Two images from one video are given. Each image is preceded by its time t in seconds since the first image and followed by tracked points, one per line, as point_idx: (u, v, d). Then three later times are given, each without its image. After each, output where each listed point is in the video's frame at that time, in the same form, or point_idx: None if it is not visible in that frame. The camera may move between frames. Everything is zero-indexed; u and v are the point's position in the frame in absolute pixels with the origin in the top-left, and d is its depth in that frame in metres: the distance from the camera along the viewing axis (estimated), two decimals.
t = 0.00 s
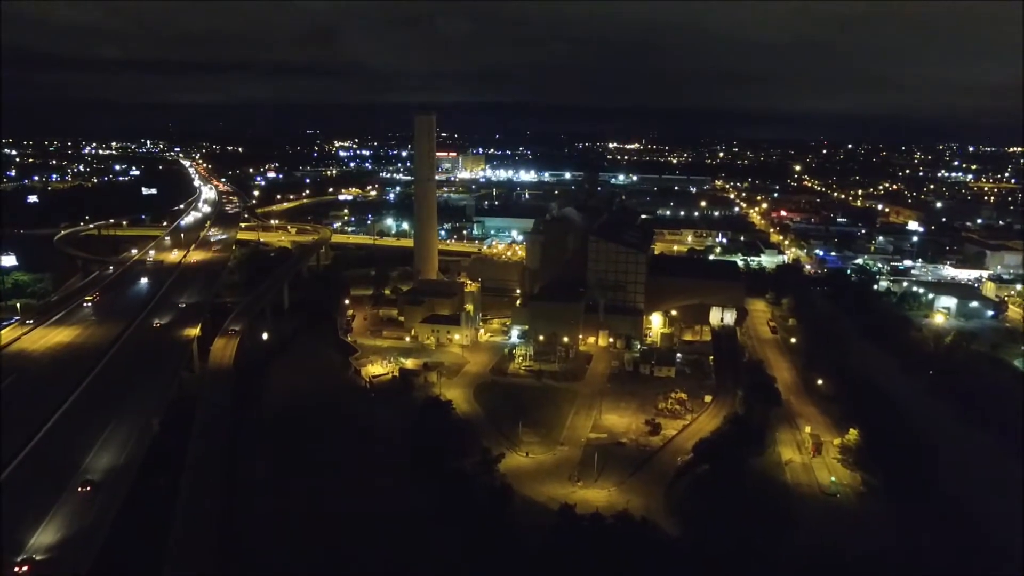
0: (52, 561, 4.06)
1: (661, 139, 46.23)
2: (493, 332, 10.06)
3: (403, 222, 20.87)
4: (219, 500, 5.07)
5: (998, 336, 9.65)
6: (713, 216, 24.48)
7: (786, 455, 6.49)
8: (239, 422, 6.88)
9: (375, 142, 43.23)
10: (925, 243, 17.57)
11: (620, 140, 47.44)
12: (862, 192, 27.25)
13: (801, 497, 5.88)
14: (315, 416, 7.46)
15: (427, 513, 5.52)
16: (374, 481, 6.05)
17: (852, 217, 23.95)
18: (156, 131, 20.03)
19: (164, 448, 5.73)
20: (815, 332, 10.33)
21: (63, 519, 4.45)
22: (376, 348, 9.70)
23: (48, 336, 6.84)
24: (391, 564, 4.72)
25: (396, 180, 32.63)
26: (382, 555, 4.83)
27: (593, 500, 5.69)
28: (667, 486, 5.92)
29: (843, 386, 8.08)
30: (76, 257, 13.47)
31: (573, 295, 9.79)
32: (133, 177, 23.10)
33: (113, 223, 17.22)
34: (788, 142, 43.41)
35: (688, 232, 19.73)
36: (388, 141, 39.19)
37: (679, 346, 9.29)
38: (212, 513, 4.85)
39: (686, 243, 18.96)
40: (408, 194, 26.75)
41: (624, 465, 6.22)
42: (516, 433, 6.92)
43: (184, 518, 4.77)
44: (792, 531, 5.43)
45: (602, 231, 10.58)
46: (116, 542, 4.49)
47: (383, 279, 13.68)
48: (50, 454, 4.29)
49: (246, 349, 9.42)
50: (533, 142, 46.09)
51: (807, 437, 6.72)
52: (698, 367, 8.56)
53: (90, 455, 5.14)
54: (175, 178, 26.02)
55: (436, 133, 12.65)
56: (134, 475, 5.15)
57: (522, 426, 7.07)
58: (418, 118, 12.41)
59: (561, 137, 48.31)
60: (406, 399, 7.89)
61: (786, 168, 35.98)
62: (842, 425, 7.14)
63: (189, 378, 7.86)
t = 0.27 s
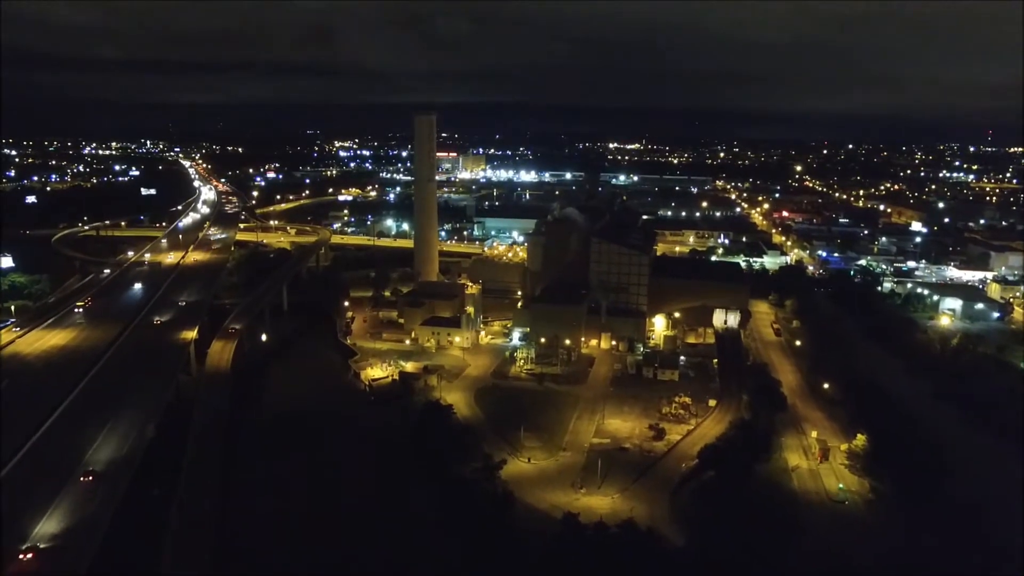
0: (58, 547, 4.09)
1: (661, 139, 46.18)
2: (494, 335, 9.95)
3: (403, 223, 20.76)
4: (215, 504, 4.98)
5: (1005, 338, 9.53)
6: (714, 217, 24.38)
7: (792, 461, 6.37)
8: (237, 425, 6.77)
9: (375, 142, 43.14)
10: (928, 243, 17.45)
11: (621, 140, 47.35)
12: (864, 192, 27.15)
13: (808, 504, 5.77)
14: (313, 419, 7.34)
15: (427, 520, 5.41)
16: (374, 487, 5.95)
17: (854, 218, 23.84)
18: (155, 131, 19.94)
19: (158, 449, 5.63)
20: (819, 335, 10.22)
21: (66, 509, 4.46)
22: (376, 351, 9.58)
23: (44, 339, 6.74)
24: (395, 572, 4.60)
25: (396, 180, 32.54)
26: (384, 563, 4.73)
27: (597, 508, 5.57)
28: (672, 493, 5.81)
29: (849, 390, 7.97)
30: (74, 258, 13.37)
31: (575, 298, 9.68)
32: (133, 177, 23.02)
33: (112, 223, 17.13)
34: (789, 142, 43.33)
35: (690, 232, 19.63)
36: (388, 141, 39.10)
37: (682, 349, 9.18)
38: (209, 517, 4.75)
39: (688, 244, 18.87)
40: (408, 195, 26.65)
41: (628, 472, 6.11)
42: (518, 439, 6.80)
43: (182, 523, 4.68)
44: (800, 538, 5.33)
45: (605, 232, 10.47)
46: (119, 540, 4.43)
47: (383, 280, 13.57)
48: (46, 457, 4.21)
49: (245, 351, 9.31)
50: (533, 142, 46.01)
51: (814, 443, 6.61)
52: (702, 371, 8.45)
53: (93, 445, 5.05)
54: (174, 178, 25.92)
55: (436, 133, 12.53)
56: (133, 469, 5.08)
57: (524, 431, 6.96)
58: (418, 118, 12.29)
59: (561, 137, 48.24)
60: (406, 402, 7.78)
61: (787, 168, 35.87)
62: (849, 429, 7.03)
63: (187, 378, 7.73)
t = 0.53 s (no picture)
0: (58, 539, 4.51)
1: (662, 139, 46.08)
2: (495, 337, 9.83)
3: (403, 224, 20.65)
4: (208, 514, 4.98)
5: (1012, 340, 9.40)
6: (716, 217, 24.27)
7: (799, 467, 6.25)
8: (232, 432, 6.67)
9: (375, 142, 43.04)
10: (931, 243, 17.33)
11: (621, 141, 47.25)
12: (866, 192, 27.04)
13: (815, 511, 5.65)
14: (311, 424, 7.23)
15: (425, 530, 5.31)
16: (370, 496, 5.82)
17: (856, 218, 23.73)
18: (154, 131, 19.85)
19: (145, 461, 5.63)
20: (823, 337, 10.11)
21: (71, 498, 4.89)
22: (375, 354, 9.45)
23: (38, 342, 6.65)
24: None
25: (396, 181, 32.46)
26: None
27: (600, 516, 5.46)
28: (677, 501, 5.69)
29: (856, 394, 7.84)
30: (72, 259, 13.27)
31: (577, 300, 9.56)
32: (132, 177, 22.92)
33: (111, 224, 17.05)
34: (790, 142, 43.23)
35: (691, 233, 19.52)
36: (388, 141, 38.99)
37: (685, 351, 9.06)
38: (202, 530, 4.77)
39: (689, 245, 18.76)
40: (408, 195, 26.53)
41: (632, 478, 5.99)
42: (520, 444, 6.68)
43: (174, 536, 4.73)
44: (807, 545, 5.22)
45: (607, 233, 10.35)
46: (115, 535, 4.77)
47: (383, 282, 13.45)
48: (38, 465, 4.17)
49: (242, 354, 9.20)
50: (533, 142, 45.91)
51: (820, 448, 6.49)
52: (706, 374, 8.34)
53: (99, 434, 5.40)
54: (173, 179, 25.80)
55: (436, 133, 12.40)
56: (133, 462, 5.40)
57: (525, 436, 6.85)
58: (418, 118, 12.16)
59: (561, 137, 48.15)
60: (406, 406, 7.66)
61: (788, 168, 35.76)
62: (855, 434, 6.92)
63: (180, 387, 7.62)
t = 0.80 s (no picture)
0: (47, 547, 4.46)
1: (662, 139, 45.99)
2: (495, 340, 9.72)
3: (403, 224, 20.55)
4: (202, 525, 4.85)
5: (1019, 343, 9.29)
6: (717, 218, 24.16)
7: (805, 473, 6.14)
8: (229, 438, 6.56)
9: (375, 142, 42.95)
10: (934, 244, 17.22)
11: (621, 141, 47.15)
12: (867, 193, 26.93)
13: (823, 519, 5.54)
14: (309, 429, 7.12)
15: (425, 541, 5.19)
16: (369, 504, 5.70)
17: (858, 219, 23.62)
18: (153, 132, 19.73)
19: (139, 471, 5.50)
20: (827, 339, 10.00)
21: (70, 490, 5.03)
22: (375, 357, 9.34)
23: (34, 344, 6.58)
24: None
25: (396, 181, 32.37)
26: None
27: (604, 524, 5.35)
28: (682, 508, 5.58)
29: (862, 398, 7.73)
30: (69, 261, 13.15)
31: (579, 302, 9.45)
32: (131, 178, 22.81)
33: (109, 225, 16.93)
34: (790, 142, 43.12)
35: (693, 233, 19.42)
36: (388, 141, 38.84)
37: (688, 354, 8.95)
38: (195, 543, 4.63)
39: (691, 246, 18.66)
40: (408, 195, 26.42)
41: (636, 485, 5.88)
42: (522, 450, 6.57)
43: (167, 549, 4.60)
44: (816, 555, 5.11)
45: (609, 234, 10.24)
46: (109, 541, 4.72)
47: (382, 283, 13.34)
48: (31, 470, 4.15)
49: (240, 358, 9.09)
50: (534, 142, 45.82)
51: (828, 454, 6.38)
52: (709, 377, 8.24)
53: (98, 430, 5.71)
54: (173, 179, 25.70)
55: (436, 132, 12.27)
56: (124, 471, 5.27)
57: (527, 441, 6.74)
58: (418, 118, 12.04)
59: (562, 137, 48.06)
60: (406, 410, 7.54)
61: (789, 168, 35.65)
62: (862, 439, 6.81)
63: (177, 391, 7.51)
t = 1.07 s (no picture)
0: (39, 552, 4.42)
1: (663, 139, 45.86)
2: (496, 342, 9.61)
3: (403, 225, 20.45)
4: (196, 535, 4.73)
5: None
6: (718, 218, 24.06)
7: (812, 479, 6.02)
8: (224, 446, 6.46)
9: (376, 142, 42.88)
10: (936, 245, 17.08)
11: (621, 141, 47.06)
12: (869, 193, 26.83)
13: (832, 527, 5.42)
14: (307, 434, 7.04)
15: (424, 550, 5.08)
16: (366, 512, 5.59)
17: (859, 219, 23.53)
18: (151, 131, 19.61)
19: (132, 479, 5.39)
20: (832, 341, 9.89)
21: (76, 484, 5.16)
22: (374, 360, 9.22)
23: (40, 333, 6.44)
24: None
25: (395, 181, 32.27)
26: None
27: (607, 532, 5.24)
28: (688, 516, 5.46)
29: (869, 402, 7.61)
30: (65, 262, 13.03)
31: (581, 304, 9.33)
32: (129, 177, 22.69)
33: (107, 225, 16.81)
34: (790, 142, 43.01)
35: (694, 234, 19.32)
36: (388, 141, 38.72)
37: (691, 357, 8.85)
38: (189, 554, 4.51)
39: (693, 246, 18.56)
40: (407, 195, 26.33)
41: (640, 492, 5.77)
42: (523, 455, 6.45)
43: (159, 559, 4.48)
44: (824, 565, 4.99)
45: (611, 235, 10.13)
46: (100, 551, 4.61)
47: (382, 284, 13.23)
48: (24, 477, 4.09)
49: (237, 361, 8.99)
50: (534, 142, 45.73)
51: (835, 459, 6.26)
52: (714, 381, 8.13)
53: (102, 421, 5.97)
54: (172, 179, 25.58)
55: (437, 132, 12.15)
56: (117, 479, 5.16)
57: (529, 446, 6.63)
58: (419, 118, 11.91)
59: (561, 137, 47.98)
60: (405, 414, 7.43)
61: (790, 168, 35.55)
62: (869, 444, 6.69)
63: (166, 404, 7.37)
